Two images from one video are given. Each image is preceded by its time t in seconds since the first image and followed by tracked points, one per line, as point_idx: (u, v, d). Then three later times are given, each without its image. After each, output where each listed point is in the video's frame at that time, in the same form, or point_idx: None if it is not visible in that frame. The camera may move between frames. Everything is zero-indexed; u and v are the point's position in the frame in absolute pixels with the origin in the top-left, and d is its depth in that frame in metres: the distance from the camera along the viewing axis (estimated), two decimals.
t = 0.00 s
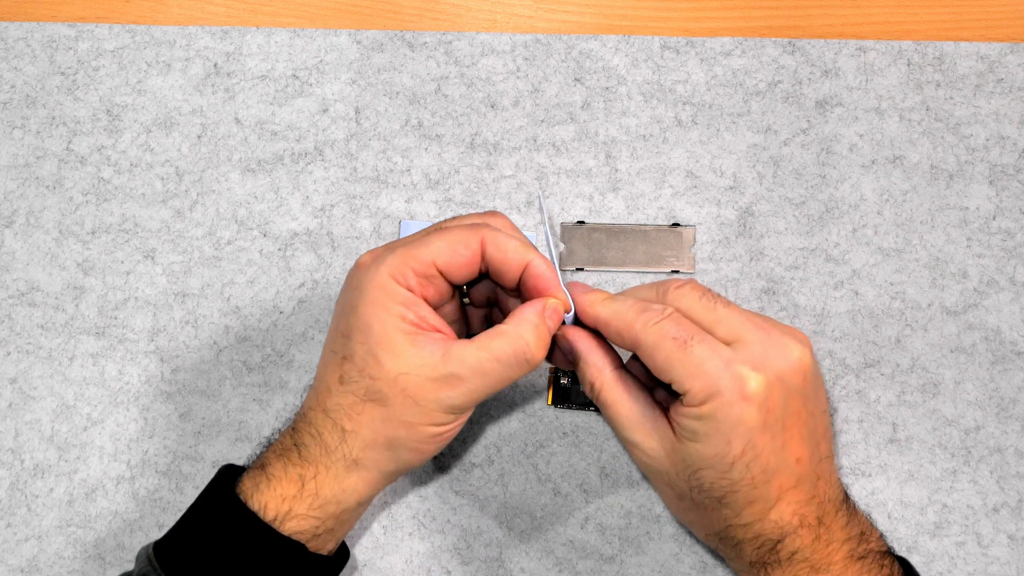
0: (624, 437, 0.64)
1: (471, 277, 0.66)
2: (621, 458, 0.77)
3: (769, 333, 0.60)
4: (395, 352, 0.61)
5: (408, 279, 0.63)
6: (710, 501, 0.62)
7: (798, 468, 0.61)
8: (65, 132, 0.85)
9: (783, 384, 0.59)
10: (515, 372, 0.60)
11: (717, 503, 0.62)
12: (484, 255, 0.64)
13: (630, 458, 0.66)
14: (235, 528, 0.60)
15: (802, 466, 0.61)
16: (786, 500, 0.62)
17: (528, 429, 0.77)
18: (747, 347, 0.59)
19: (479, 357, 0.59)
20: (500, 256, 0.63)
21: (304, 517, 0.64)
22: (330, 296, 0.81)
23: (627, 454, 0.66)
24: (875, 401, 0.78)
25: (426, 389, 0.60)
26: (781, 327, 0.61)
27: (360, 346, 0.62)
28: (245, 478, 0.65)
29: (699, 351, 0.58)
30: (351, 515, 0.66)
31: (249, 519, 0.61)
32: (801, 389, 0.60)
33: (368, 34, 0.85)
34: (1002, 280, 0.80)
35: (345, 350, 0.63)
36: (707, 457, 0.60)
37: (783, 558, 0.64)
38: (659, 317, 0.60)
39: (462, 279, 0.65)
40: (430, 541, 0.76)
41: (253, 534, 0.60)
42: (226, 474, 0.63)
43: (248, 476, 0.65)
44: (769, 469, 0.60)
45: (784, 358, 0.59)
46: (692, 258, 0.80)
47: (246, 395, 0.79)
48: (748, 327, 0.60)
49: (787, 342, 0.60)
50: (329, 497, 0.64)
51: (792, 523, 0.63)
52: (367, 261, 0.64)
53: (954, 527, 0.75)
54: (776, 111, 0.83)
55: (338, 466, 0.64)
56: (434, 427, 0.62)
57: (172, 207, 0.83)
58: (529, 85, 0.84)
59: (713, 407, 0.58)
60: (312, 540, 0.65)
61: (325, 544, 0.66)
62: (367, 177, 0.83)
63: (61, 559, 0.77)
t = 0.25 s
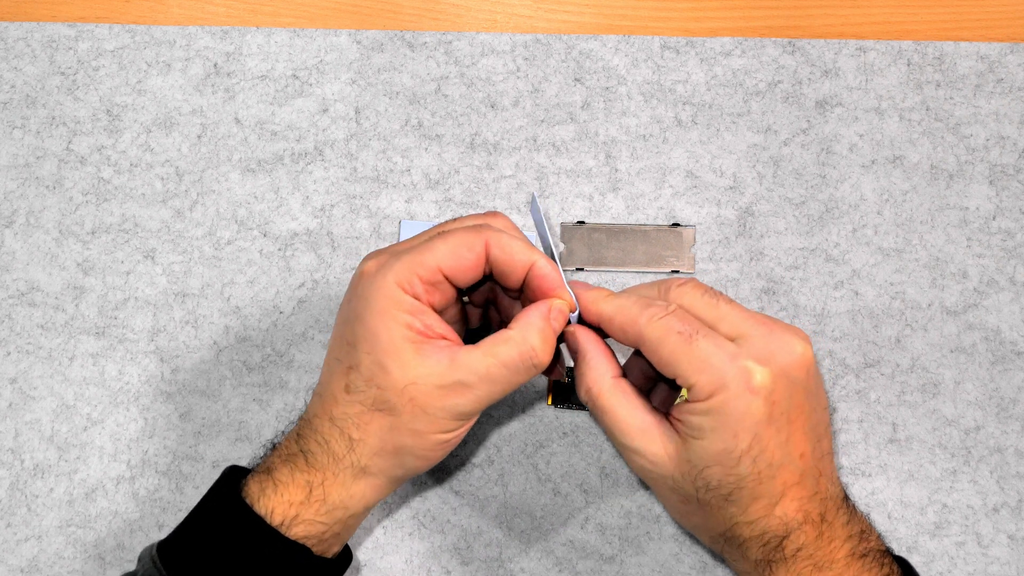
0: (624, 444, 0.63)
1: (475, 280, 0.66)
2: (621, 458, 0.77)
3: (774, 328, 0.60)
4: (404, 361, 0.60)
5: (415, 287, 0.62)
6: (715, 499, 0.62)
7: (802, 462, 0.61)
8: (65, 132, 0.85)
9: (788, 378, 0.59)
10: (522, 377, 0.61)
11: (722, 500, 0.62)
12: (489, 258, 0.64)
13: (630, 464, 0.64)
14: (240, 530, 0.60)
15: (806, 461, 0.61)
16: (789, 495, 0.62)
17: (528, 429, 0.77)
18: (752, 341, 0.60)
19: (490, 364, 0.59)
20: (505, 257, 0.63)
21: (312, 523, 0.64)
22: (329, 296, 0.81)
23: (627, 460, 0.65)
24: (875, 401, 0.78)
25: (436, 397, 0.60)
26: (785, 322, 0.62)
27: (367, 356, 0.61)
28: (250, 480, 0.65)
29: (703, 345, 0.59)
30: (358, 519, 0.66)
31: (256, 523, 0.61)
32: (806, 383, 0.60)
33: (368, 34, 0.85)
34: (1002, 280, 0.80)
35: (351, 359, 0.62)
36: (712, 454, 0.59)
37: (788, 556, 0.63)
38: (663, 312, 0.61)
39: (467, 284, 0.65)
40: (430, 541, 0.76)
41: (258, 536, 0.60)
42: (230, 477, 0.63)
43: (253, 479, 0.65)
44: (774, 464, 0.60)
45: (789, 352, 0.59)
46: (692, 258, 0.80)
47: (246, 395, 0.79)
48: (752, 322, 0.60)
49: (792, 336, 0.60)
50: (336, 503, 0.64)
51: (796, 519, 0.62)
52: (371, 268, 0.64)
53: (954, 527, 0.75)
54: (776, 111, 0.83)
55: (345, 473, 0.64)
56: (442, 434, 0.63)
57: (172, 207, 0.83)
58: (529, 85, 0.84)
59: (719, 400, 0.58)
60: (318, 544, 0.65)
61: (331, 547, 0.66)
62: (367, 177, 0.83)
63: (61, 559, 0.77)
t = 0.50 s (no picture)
0: (625, 441, 0.63)
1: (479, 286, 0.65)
2: (621, 458, 0.77)
3: (778, 328, 0.60)
4: (415, 373, 0.60)
5: (421, 297, 0.62)
6: (715, 496, 0.62)
7: (802, 462, 0.61)
8: (65, 132, 0.85)
9: (791, 378, 0.59)
10: (532, 386, 0.61)
11: (721, 498, 0.62)
12: (495, 266, 0.63)
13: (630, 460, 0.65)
14: (245, 536, 0.60)
15: (807, 461, 0.61)
16: (789, 495, 0.62)
17: (528, 429, 0.77)
18: (756, 340, 0.60)
19: (500, 376, 0.60)
20: (510, 264, 0.63)
21: (321, 531, 0.64)
22: (329, 296, 0.81)
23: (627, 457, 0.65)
24: (875, 401, 0.78)
25: (447, 408, 0.61)
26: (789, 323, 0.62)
27: (375, 368, 0.61)
28: (254, 485, 0.64)
29: (707, 343, 0.59)
30: (366, 525, 0.67)
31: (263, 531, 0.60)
32: (809, 384, 0.60)
33: (367, 34, 0.85)
34: (1002, 280, 0.80)
35: (358, 371, 0.62)
36: (714, 452, 0.59)
37: (785, 556, 0.63)
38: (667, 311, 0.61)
39: (471, 290, 0.65)
40: (430, 541, 0.76)
41: (267, 544, 0.60)
42: (235, 478, 0.64)
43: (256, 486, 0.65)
44: (774, 463, 0.60)
45: (793, 352, 0.59)
46: (692, 258, 0.80)
47: (246, 395, 0.79)
48: (756, 322, 0.60)
49: (796, 336, 0.60)
50: (346, 511, 0.65)
51: (794, 519, 0.63)
52: (375, 279, 0.63)
53: (954, 527, 0.75)
54: (776, 111, 0.83)
55: (355, 482, 0.64)
56: (452, 443, 0.63)
57: (172, 207, 0.83)
58: (528, 85, 0.84)
59: (722, 398, 0.58)
60: (325, 549, 0.65)
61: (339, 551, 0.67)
62: (367, 177, 0.83)
63: (61, 559, 0.76)
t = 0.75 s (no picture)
0: (628, 443, 0.62)
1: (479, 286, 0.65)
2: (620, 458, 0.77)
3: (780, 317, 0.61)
4: (418, 375, 0.60)
5: (422, 299, 0.62)
6: (726, 489, 0.61)
7: (810, 451, 0.61)
8: (65, 132, 0.85)
9: (797, 365, 0.60)
10: (534, 385, 0.61)
11: (733, 490, 0.61)
12: (495, 265, 0.63)
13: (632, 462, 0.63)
14: (246, 540, 0.60)
15: (813, 450, 0.61)
16: (798, 485, 0.62)
17: (528, 429, 0.77)
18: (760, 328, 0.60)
19: (504, 376, 0.60)
20: (509, 263, 0.63)
21: (325, 534, 0.64)
22: (329, 296, 0.81)
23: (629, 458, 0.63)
24: (875, 401, 0.78)
25: (451, 409, 0.61)
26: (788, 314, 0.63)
27: (378, 371, 0.61)
28: (257, 488, 0.64)
29: (713, 331, 0.60)
30: (371, 527, 0.67)
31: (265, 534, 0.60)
32: (813, 371, 0.61)
33: (368, 34, 0.85)
34: (1002, 280, 0.80)
35: (361, 373, 0.62)
36: (725, 440, 0.59)
37: (794, 548, 0.63)
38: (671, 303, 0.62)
39: (472, 290, 0.65)
40: (430, 541, 0.76)
41: (270, 545, 0.60)
42: (238, 479, 0.64)
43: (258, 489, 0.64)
44: (784, 450, 0.60)
45: (796, 339, 0.60)
46: (692, 258, 0.80)
47: (246, 395, 0.79)
48: (758, 312, 0.62)
49: (797, 325, 0.61)
50: (351, 514, 0.65)
51: (803, 509, 0.62)
52: (376, 281, 0.63)
53: (954, 527, 0.75)
54: (776, 111, 0.83)
55: (359, 485, 0.64)
56: (456, 444, 0.63)
57: (172, 207, 0.83)
58: (529, 85, 0.84)
59: (732, 385, 0.59)
60: (330, 552, 0.65)
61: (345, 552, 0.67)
62: (367, 177, 0.83)
63: (61, 559, 0.76)
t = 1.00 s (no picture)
0: (641, 435, 0.62)
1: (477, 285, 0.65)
2: (621, 458, 0.77)
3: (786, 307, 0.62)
4: (413, 372, 0.60)
5: (419, 296, 0.62)
6: (739, 478, 0.61)
7: (820, 440, 0.61)
8: (65, 132, 0.85)
9: (807, 353, 0.59)
10: (528, 385, 0.61)
11: (744, 480, 0.61)
12: (494, 265, 0.63)
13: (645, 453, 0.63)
14: (239, 536, 0.60)
15: (823, 438, 0.62)
16: (809, 473, 0.62)
17: (528, 429, 0.77)
18: (767, 319, 0.60)
19: (498, 375, 0.60)
20: (508, 264, 0.63)
21: (316, 530, 0.65)
22: (329, 296, 0.81)
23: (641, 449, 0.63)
24: (875, 401, 0.78)
25: (444, 407, 0.61)
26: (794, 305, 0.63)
27: (373, 367, 0.61)
28: (250, 485, 0.65)
29: (721, 323, 0.60)
30: (362, 524, 0.67)
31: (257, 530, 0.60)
32: (822, 360, 0.61)
33: (367, 34, 0.85)
34: (1002, 280, 0.80)
35: (356, 369, 0.62)
36: (737, 430, 0.59)
37: (807, 537, 0.63)
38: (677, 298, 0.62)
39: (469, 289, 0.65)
40: (430, 541, 0.76)
41: (264, 542, 0.60)
42: (232, 477, 0.64)
43: (251, 487, 0.64)
44: (796, 439, 0.60)
45: (804, 328, 0.60)
46: (692, 258, 0.80)
47: (246, 395, 0.79)
48: (764, 303, 0.62)
49: (803, 315, 0.61)
50: (342, 511, 0.65)
51: (815, 497, 0.62)
52: (373, 277, 0.63)
53: (954, 527, 0.75)
54: (776, 111, 0.83)
55: (350, 482, 0.64)
56: (449, 443, 0.63)
57: (172, 207, 0.83)
58: (529, 85, 0.84)
59: (742, 376, 0.59)
60: (320, 548, 0.65)
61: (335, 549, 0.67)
62: (367, 177, 0.83)
63: (61, 559, 0.76)
